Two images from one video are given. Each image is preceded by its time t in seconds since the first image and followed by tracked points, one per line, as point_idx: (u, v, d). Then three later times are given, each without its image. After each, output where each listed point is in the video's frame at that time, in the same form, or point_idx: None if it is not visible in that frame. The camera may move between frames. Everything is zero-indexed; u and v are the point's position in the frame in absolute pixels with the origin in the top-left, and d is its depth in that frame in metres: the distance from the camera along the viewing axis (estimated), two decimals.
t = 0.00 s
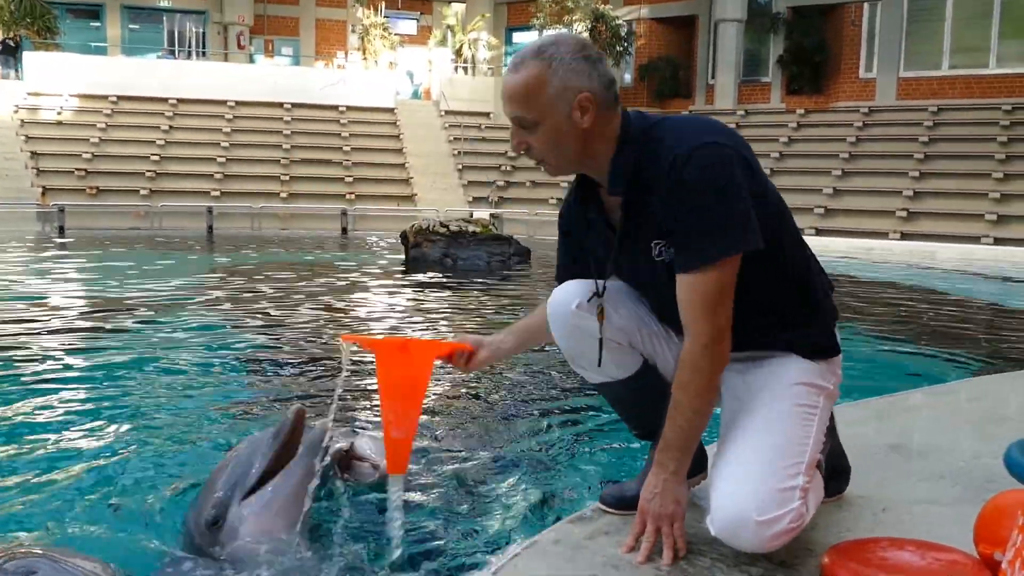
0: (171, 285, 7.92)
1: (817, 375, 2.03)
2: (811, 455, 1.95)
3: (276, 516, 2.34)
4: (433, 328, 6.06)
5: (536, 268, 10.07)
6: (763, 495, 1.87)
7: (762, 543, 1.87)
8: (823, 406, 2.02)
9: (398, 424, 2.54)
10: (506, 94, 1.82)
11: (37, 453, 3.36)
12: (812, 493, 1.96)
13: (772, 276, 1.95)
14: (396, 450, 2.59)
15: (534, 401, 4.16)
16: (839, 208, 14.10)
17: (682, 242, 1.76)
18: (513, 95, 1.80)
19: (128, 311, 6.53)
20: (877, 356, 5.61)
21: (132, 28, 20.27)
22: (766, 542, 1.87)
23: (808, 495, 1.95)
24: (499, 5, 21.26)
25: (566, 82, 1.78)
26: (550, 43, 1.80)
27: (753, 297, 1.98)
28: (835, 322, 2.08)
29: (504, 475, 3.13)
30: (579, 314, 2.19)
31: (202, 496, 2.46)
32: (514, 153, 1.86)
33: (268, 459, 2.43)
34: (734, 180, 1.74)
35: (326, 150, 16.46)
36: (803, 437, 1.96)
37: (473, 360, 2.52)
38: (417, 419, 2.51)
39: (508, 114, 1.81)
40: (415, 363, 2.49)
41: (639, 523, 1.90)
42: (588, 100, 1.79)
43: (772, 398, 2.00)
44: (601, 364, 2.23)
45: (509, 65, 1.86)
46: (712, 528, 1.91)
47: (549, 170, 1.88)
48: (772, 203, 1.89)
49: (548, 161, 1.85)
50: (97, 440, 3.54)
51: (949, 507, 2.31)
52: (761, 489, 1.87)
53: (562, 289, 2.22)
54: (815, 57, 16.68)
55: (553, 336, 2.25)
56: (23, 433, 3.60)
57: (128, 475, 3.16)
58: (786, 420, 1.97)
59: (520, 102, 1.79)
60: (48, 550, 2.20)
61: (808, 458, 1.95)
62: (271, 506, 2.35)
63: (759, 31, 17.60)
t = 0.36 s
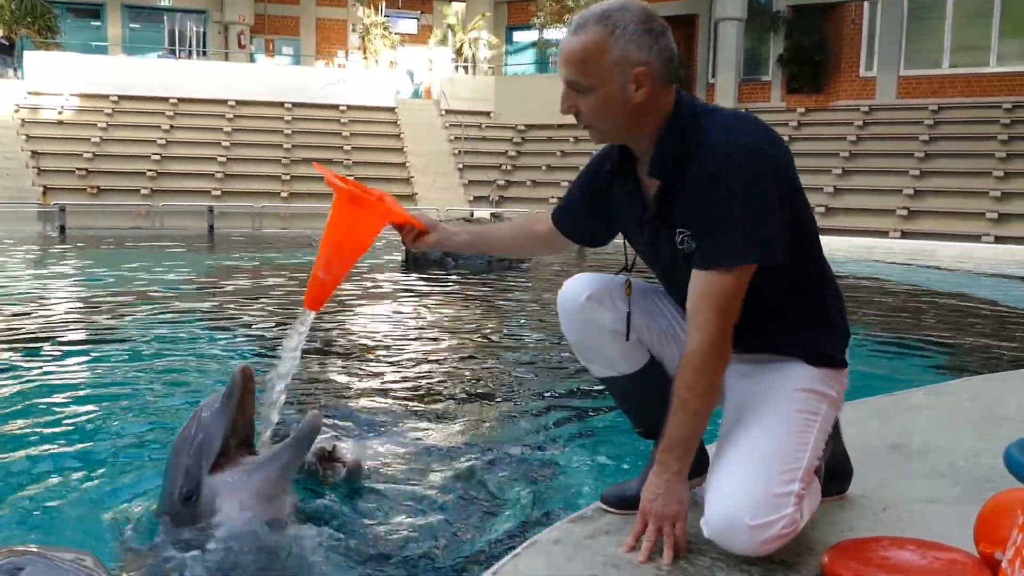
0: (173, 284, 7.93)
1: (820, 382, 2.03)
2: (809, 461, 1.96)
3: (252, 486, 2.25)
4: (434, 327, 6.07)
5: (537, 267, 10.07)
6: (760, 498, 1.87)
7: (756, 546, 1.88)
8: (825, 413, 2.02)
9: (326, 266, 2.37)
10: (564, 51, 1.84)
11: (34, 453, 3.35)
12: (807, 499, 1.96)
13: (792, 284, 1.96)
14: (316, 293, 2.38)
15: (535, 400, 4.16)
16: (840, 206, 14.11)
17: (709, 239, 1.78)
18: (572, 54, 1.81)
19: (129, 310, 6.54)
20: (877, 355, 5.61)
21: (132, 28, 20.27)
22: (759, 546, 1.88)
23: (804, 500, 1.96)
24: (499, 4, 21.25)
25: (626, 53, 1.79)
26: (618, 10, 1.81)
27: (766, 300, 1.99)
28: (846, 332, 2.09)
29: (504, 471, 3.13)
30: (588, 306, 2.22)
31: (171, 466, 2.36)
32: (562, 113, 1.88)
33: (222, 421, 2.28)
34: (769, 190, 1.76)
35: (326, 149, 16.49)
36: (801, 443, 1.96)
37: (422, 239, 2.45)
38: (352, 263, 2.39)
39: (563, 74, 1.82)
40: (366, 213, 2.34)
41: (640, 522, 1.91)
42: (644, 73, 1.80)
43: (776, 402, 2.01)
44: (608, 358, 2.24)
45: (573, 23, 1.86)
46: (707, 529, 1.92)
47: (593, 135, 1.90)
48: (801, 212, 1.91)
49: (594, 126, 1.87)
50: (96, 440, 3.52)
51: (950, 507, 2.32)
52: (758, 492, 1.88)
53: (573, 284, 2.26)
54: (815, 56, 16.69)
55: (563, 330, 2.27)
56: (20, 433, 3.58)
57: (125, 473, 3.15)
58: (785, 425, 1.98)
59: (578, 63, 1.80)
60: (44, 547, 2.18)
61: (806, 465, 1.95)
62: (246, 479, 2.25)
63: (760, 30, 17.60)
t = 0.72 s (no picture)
0: (173, 285, 7.93)
1: (824, 381, 2.02)
2: (811, 461, 1.95)
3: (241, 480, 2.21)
4: (433, 327, 6.07)
5: (537, 266, 10.07)
6: (760, 497, 1.87)
7: (758, 545, 1.87)
8: (828, 413, 2.02)
9: (322, 214, 2.26)
10: (594, 43, 1.83)
11: (33, 454, 3.35)
12: (810, 498, 1.95)
13: (800, 287, 1.97)
14: (309, 239, 2.30)
15: (534, 400, 4.16)
16: (840, 207, 14.11)
17: (722, 244, 1.78)
18: (602, 46, 1.80)
19: (130, 310, 6.54)
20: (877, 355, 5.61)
21: (132, 28, 20.27)
22: (759, 544, 1.87)
23: (806, 499, 1.95)
24: (499, 4, 21.25)
25: (657, 49, 1.79)
26: (652, 5, 1.80)
27: (775, 301, 1.99)
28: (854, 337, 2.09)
29: (503, 471, 3.12)
30: (596, 303, 2.21)
31: (154, 458, 2.36)
32: (588, 104, 1.87)
33: (215, 408, 2.25)
34: (787, 200, 1.76)
35: (326, 149, 16.50)
36: (803, 443, 1.96)
37: (420, 195, 2.40)
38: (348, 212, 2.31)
39: (590, 65, 1.81)
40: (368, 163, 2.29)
41: (641, 523, 1.90)
42: (674, 71, 1.80)
43: (779, 402, 2.01)
44: (614, 356, 2.23)
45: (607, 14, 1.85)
46: (708, 528, 1.91)
47: (616, 129, 1.90)
48: (815, 217, 1.91)
49: (618, 120, 1.87)
50: (95, 441, 3.52)
51: (950, 507, 2.31)
52: (758, 491, 1.87)
53: (578, 282, 2.25)
54: (815, 56, 16.70)
55: (568, 327, 2.25)
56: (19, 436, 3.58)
57: (125, 472, 3.15)
58: (788, 424, 1.98)
59: (607, 56, 1.80)
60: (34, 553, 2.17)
61: (809, 465, 1.94)
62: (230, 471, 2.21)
63: (760, 30, 17.61)
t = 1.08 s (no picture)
0: (174, 284, 7.94)
1: (825, 380, 2.02)
2: (814, 459, 1.94)
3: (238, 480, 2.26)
4: (434, 326, 6.07)
5: (538, 266, 10.08)
6: (761, 497, 1.86)
7: (759, 544, 1.85)
8: (831, 412, 2.01)
9: (325, 190, 2.23)
10: (601, 37, 1.81)
11: (35, 451, 3.35)
12: (812, 497, 1.94)
13: (804, 287, 1.96)
14: (310, 215, 2.28)
15: (535, 399, 4.16)
16: (841, 206, 14.11)
17: (727, 243, 1.77)
18: (609, 42, 1.79)
19: (131, 310, 6.55)
20: (878, 354, 5.61)
21: (133, 28, 20.29)
22: (761, 543, 1.85)
23: (808, 498, 1.93)
24: (500, 3, 21.22)
25: (666, 45, 1.78)
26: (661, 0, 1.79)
27: (779, 299, 1.99)
28: (855, 338, 2.09)
29: (504, 471, 3.11)
30: (596, 301, 2.20)
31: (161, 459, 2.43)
32: (594, 101, 1.86)
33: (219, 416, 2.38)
34: (792, 199, 1.76)
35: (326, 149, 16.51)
36: (805, 442, 1.95)
37: (426, 181, 2.39)
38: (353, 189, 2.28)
39: (598, 61, 1.80)
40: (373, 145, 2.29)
41: (642, 522, 1.89)
42: (683, 67, 1.79)
43: (781, 401, 2.00)
44: (615, 354, 2.23)
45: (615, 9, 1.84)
46: (709, 527, 1.90)
47: (622, 125, 1.89)
48: (820, 217, 1.91)
49: (624, 116, 1.86)
50: (96, 438, 3.53)
51: (952, 506, 2.31)
52: (760, 490, 1.87)
53: (580, 279, 2.25)
54: (816, 56, 16.69)
55: (569, 324, 2.25)
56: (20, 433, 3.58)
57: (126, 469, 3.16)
58: (790, 423, 1.97)
59: (615, 52, 1.78)
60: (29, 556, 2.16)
61: (811, 463, 1.93)
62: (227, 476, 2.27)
63: (761, 29, 17.58)
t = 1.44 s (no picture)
0: (175, 283, 7.94)
1: (827, 379, 2.02)
2: (816, 457, 1.94)
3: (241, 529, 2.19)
4: (435, 325, 6.08)
5: (538, 265, 10.08)
6: (764, 494, 1.86)
7: (762, 541, 1.86)
8: (832, 410, 2.01)
9: (324, 193, 2.25)
10: (598, 39, 1.81)
11: (37, 446, 3.36)
12: (814, 495, 1.95)
13: (804, 286, 1.97)
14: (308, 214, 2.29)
15: (536, 398, 4.16)
16: (842, 206, 14.11)
17: (725, 241, 1.78)
18: (605, 43, 1.79)
19: (132, 308, 6.55)
20: (879, 354, 5.60)
21: (134, 26, 20.30)
22: (763, 541, 1.86)
23: (811, 496, 1.94)
24: (501, 2, 21.21)
25: (662, 45, 1.78)
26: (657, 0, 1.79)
27: (780, 297, 1.99)
28: (856, 338, 2.10)
29: (506, 470, 3.11)
30: (598, 299, 2.21)
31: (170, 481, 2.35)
32: (592, 102, 1.86)
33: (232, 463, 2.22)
34: (790, 197, 1.76)
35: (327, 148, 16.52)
36: (806, 439, 1.96)
37: (427, 183, 2.40)
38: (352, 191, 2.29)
39: (594, 62, 1.80)
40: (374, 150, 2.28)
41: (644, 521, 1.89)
42: (680, 65, 1.80)
43: (782, 399, 2.00)
44: (617, 352, 2.23)
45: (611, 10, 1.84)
46: (711, 524, 1.91)
47: (620, 126, 1.89)
48: (819, 216, 1.91)
49: (621, 117, 1.86)
50: (98, 434, 3.52)
51: (954, 505, 2.31)
52: (761, 488, 1.87)
53: (582, 278, 2.25)
54: (817, 55, 16.69)
55: (571, 323, 2.25)
56: (23, 428, 3.58)
57: (129, 464, 3.15)
58: (792, 421, 1.97)
59: (611, 53, 1.78)
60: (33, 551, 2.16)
61: (813, 460, 1.94)
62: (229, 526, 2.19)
63: (762, 29, 17.58)
